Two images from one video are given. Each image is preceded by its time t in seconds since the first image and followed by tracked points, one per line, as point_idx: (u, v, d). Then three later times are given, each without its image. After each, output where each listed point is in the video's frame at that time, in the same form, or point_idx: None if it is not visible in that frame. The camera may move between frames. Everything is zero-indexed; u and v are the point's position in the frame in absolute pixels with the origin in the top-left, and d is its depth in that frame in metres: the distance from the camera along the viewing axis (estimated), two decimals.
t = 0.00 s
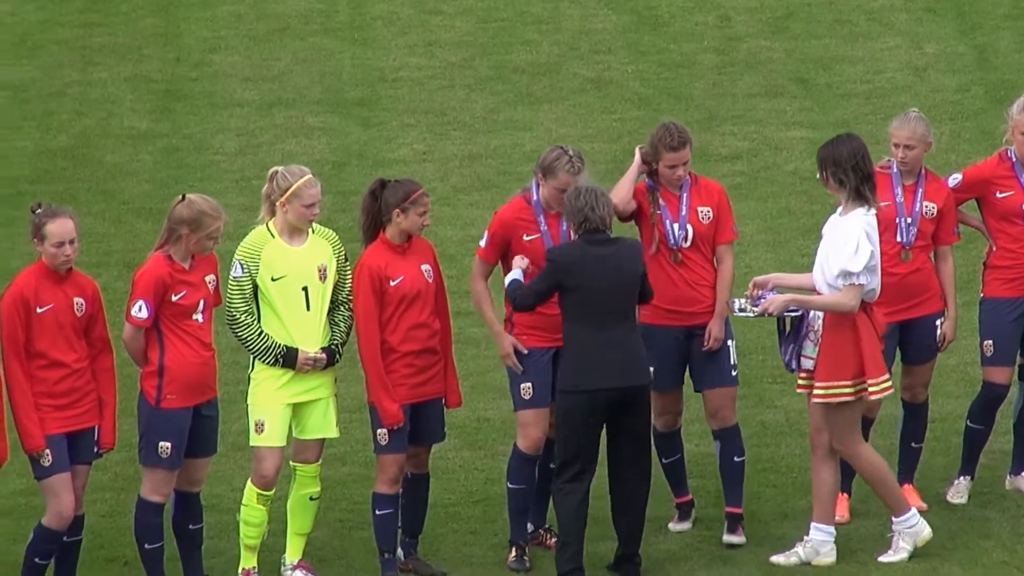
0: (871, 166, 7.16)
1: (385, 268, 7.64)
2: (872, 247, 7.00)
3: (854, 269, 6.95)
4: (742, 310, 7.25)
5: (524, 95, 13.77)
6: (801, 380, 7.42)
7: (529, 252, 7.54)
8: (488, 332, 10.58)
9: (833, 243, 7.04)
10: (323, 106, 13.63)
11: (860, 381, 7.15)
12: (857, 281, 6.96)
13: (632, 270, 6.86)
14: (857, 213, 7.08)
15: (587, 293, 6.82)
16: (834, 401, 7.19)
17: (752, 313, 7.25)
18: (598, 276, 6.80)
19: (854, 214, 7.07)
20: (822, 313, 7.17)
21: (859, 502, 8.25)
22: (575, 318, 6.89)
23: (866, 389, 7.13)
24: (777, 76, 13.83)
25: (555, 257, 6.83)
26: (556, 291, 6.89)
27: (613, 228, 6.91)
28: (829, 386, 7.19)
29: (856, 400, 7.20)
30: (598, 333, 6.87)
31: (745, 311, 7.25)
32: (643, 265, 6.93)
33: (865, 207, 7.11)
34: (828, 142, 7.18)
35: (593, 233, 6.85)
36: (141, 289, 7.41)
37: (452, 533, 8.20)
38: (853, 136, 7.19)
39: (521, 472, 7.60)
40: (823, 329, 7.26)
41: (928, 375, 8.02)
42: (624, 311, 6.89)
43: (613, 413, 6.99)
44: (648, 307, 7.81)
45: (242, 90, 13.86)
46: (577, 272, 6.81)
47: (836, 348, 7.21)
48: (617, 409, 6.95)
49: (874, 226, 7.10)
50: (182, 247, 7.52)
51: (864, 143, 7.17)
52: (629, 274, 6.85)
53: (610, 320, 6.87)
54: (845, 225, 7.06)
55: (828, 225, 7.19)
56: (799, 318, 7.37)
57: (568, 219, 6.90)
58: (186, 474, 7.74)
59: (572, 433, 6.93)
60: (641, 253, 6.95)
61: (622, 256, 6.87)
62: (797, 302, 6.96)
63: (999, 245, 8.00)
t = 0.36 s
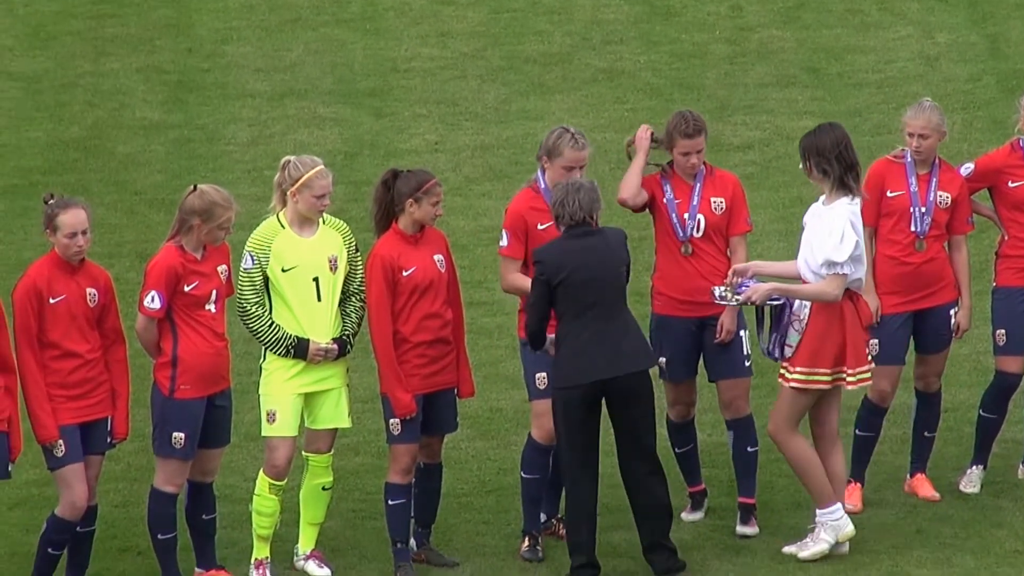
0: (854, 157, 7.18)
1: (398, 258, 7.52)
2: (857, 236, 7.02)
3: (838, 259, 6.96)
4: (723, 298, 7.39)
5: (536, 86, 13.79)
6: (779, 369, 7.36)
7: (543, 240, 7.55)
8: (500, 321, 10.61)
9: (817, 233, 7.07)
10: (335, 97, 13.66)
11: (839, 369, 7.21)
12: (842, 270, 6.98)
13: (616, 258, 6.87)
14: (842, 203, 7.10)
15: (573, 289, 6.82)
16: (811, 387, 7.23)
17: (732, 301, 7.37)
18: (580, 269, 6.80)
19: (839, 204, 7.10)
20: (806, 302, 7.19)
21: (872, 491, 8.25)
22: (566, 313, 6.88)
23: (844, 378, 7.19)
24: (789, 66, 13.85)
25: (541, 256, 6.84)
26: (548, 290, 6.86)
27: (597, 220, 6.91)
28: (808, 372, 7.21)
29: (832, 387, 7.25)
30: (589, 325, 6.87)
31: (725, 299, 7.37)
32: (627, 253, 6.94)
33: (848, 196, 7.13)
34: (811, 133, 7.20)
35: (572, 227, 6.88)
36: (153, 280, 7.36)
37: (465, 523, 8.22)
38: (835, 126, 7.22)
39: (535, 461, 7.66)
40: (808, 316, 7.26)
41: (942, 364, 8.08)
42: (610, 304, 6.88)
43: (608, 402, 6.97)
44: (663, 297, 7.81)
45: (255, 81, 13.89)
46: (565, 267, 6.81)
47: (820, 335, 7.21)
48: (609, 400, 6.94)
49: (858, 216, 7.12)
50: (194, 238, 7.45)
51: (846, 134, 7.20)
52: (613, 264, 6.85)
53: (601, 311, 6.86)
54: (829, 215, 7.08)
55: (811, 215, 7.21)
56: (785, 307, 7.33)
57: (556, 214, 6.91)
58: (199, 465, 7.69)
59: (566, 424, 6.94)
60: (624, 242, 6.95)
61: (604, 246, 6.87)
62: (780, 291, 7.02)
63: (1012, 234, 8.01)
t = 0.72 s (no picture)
0: (841, 142, 7.17)
1: (407, 243, 7.46)
2: (847, 222, 7.02)
3: (828, 245, 6.97)
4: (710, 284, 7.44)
5: (546, 71, 13.78)
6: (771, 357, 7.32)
7: (554, 225, 7.56)
8: (509, 307, 10.63)
9: (807, 219, 7.06)
10: (344, 81, 13.66)
11: (831, 355, 7.16)
12: (832, 256, 6.99)
13: (639, 250, 6.82)
14: (830, 189, 7.09)
15: (589, 277, 6.83)
16: (803, 373, 7.18)
17: (722, 288, 7.39)
18: (595, 257, 6.80)
19: (828, 190, 7.09)
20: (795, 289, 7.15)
21: (881, 477, 8.26)
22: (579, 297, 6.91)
23: (836, 363, 7.14)
24: (799, 52, 13.85)
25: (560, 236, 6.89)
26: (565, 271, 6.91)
27: (624, 208, 6.87)
28: (799, 358, 7.17)
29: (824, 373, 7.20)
30: (600, 312, 6.87)
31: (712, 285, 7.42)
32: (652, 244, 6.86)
33: (836, 182, 7.13)
34: (796, 120, 7.19)
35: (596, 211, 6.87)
36: (162, 264, 7.31)
37: (474, 508, 8.23)
38: (820, 112, 7.21)
39: (544, 447, 7.62)
40: (797, 301, 7.22)
41: (951, 350, 8.07)
42: (626, 294, 6.85)
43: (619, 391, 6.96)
44: (673, 284, 7.80)
45: (264, 65, 13.89)
46: (582, 252, 6.82)
47: (810, 321, 7.19)
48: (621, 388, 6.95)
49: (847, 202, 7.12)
50: (202, 222, 7.39)
51: (832, 120, 7.19)
52: (632, 255, 6.80)
53: (614, 299, 6.85)
54: (817, 201, 7.07)
55: (799, 202, 7.20)
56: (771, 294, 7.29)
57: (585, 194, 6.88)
58: (208, 449, 7.65)
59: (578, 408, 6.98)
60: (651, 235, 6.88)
61: (626, 237, 6.82)
62: (771, 278, 7.03)
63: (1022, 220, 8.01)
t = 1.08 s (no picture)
0: (840, 135, 7.14)
1: (416, 233, 7.45)
2: (844, 216, 7.00)
3: (825, 238, 6.96)
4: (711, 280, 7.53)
5: (555, 60, 13.78)
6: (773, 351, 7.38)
7: (566, 216, 7.57)
8: (517, 297, 10.64)
9: (805, 212, 7.05)
10: (353, 71, 13.67)
11: (831, 349, 7.15)
12: (829, 250, 6.97)
13: (673, 248, 6.74)
14: (828, 182, 7.08)
15: (625, 266, 6.87)
16: (802, 367, 7.18)
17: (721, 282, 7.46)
18: (631, 248, 6.82)
19: (826, 183, 7.07)
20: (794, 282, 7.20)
21: (889, 468, 8.26)
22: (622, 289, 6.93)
23: (835, 357, 7.13)
24: (807, 42, 13.85)
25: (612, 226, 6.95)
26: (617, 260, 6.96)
27: (676, 204, 6.85)
28: (799, 352, 7.17)
29: (824, 368, 7.19)
30: (637, 305, 6.88)
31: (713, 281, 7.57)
32: (691, 245, 6.74)
33: (835, 175, 7.11)
34: (795, 112, 7.18)
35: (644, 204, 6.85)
36: (170, 253, 7.27)
37: (482, 498, 8.24)
38: (819, 106, 7.18)
39: (556, 437, 7.66)
40: (795, 295, 7.26)
41: (960, 341, 8.07)
42: (655, 289, 6.80)
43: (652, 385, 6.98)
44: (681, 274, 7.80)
45: (273, 55, 13.89)
46: (621, 241, 6.87)
47: (808, 315, 7.20)
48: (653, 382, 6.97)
49: (846, 195, 7.10)
50: (210, 211, 7.34)
51: (831, 113, 7.16)
52: (665, 251, 6.74)
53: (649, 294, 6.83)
54: (816, 194, 7.06)
55: (799, 196, 7.19)
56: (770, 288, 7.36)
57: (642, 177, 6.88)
58: (216, 438, 7.63)
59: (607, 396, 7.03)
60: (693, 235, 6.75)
61: (661, 233, 6.77)
62: (768, 272, 7.08)
63: None
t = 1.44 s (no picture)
0: (842, 132, 7.15)
1: (425, 226, 7.44)
2: (846, 213, 7.00)
3: (827, 236, 6.96)
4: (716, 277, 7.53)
5: (563, 54, 13.77)
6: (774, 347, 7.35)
7: (570, 208, 7.62)
8: (525, 290, 10.65)
9: (807, 210, 7.05)
10: (361, 64, 13.66)
11: (832, 345, 7.16)
12: (831, 247, 6.98)
13: (700, 246, 6.71)
14: (830, 179, 7.08)
15: (653, 262, 6.87)
16: (803, 364, 7.18)
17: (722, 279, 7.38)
18: (661, 243, 6.81)
19: (828, 180, 7.07)
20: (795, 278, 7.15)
21: (896, 462, 8.27)
22: (647, 283, 6.93)
23: (836, 353, 7.14)
24: (816, 36, 13.86)
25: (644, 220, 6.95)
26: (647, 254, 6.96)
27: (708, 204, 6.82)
28: (800, 348, 7.18)
29: (825, 364, 7.20)
30: (662, 299, 6.87)
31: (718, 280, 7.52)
32: (719, 245, 6.71)
33: (837, 173, 7.11)
34: (797, 109, 7.18)
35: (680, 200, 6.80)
36: (176, 245, 7.23)
37: (489, 491, 8.24)
38: (822, 102, 7.18)
39: (565, 429, 7.66)
40: (795, 292, 7.23)
41: (967, 335, 8.07)
42: (679, 285, 6.79)
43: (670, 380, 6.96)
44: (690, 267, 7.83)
45: (280, 47, 13.88)
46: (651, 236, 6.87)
47: (808, 312, 7.19)
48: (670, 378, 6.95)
49: (848, 192, 7.10)
50: (217, 204, 7.31)
51: (833, 110, 7.17)
52: (692, 249, 6.73)
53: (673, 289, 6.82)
54: (818, 191, 7.06)
55: (801, 193, 7.19)
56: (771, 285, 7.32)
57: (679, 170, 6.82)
58: (222, 431, 7.61)
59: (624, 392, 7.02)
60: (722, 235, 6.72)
61: (691, 231, 6.75)
62: (769, 270, 7.07)
63: None
